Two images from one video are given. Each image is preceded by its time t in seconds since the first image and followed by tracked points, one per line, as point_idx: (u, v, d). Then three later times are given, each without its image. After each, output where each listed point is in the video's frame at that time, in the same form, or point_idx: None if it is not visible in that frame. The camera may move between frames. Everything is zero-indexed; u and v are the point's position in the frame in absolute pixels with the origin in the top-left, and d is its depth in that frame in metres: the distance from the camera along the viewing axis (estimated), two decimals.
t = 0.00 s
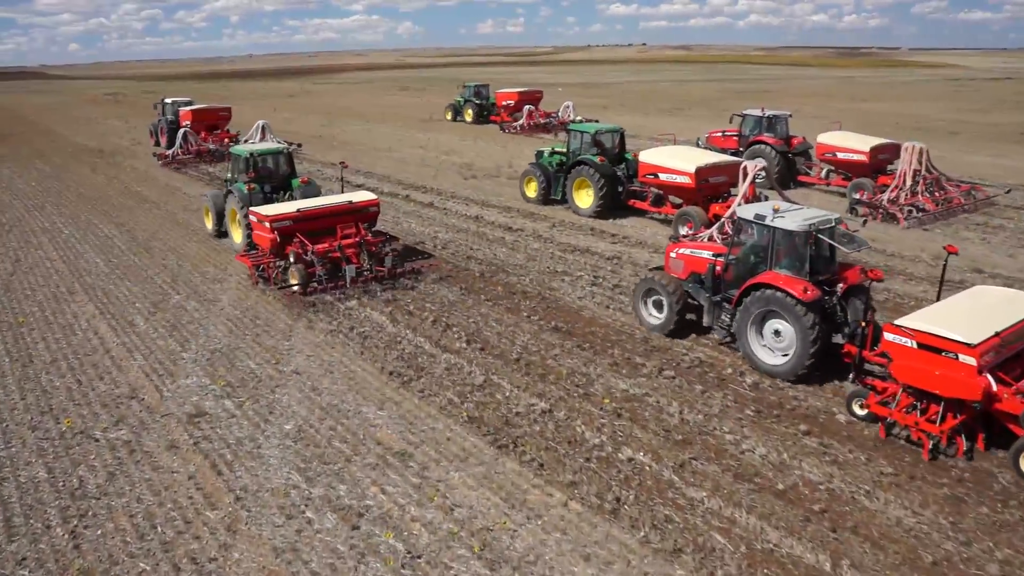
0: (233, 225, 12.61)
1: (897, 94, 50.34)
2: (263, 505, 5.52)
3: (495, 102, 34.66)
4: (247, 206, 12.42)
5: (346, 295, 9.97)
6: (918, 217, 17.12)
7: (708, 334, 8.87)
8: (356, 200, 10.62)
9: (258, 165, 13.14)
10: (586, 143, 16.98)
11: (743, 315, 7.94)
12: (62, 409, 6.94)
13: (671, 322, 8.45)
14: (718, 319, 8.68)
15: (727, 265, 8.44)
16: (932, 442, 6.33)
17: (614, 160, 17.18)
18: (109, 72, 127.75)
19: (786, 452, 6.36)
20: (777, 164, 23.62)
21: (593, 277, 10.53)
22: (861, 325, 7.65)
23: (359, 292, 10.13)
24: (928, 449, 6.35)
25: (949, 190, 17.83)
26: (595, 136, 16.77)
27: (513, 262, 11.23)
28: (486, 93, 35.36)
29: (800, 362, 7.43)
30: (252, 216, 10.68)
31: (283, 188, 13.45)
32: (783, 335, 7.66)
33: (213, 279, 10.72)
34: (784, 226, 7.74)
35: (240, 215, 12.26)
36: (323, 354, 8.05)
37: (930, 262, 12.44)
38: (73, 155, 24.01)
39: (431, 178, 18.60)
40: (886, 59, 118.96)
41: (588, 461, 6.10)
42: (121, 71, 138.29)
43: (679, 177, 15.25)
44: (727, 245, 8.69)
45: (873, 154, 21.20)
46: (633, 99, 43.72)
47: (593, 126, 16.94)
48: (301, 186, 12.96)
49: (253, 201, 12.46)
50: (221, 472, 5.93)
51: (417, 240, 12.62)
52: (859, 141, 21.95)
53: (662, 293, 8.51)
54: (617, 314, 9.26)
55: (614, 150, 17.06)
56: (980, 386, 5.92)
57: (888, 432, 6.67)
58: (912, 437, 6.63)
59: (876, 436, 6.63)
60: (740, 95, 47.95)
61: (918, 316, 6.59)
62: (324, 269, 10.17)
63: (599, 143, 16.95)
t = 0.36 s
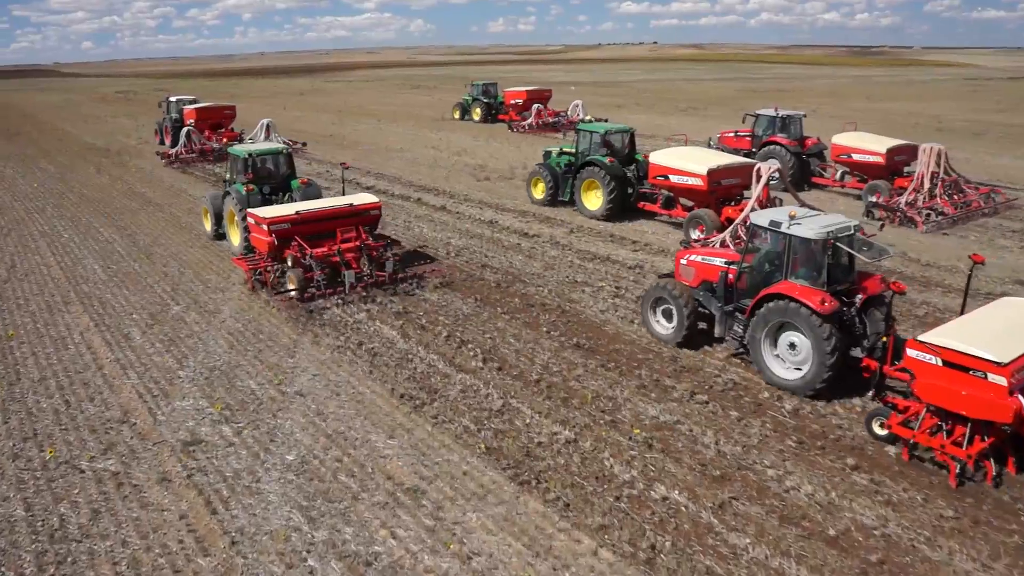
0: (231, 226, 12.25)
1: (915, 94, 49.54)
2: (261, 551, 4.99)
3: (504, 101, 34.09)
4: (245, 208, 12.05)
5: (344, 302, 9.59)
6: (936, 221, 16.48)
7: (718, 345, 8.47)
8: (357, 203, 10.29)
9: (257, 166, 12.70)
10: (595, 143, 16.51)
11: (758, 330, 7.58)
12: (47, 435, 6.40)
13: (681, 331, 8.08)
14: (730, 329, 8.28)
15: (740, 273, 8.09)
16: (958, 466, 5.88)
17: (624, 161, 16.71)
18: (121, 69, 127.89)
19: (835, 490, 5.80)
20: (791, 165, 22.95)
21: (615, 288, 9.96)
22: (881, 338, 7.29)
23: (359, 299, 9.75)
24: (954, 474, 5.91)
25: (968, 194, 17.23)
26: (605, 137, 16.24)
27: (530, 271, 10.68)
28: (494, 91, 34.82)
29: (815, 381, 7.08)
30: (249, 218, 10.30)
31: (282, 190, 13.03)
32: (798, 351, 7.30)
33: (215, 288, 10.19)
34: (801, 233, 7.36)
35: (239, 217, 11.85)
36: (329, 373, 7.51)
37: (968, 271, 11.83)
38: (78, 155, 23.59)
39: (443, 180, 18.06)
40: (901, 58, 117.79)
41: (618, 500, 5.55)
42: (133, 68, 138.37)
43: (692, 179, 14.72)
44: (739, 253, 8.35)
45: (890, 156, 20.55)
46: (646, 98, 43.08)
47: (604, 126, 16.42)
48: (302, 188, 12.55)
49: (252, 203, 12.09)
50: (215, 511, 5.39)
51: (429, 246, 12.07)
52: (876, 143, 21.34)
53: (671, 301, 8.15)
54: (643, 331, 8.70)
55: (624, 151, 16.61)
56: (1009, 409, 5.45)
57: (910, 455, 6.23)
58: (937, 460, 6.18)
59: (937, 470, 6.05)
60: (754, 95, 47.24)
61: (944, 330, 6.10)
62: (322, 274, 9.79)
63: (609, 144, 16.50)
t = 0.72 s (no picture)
0: (225, 228, 11.93)
1: (930, 91, 48.82)
2: None
3: (510, 98, 33.49)
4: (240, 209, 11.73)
5: (339, 308, 9.29)
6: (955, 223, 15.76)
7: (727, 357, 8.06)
8: (352, 205, 10.04)
9: (252, 166, 12.36)
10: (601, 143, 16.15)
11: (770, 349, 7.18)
12: (22, 471, 5.84)
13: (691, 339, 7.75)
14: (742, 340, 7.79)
15: (752, 281, 7.56)
16: (987, 492, 5.43)
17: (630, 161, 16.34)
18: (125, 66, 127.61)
19: (895, 538, 5.20)
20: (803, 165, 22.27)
21: (638, 299, 9.37)
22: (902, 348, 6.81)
23: (354, 305, 9.43)
24: (983, 501, 5.46)
25: (986, 195, 16.60)
26: (611, 136, 15.84)
27: (546, 280, 10.10)
28: (499, 88, 34.23)
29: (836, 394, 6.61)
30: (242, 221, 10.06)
31: (278, 191, 12.68)
32: (815, 364, 6.85)
33: (214, 299, 9.62)
34: (816, 239, 6.84)
35: (232, 219, 11.58)
36: (333, 397, 6.93)
37: (1008, 279, 11.19)
38: (79, 154, 23.08)
39: (452, 181, 17.48)
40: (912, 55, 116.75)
41: (653, 550, 4.97)
42: (140, 65, 138.17)
43: (699, 180, 14.35)
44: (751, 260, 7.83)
45: (906, 155, 19.83)
46: (657, 95, 42.42)
47: (610, 125, 16.02)
48: (298, 188, 12.22)
49: (247, 204, 11.75)
50: (205, 564, 4.83)
51: (439, 253, 11.49)
52: (891, 141, 20.70)
53: (679, 311, 7.84)
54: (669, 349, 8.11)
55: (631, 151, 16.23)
56: None
57: (936, 478, 5.79)
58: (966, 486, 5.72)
59: (1006, 513, 5.44)
60: (767, 92, 46.59)
61: (969, 344, 5.66)
62: (317, 279, 9.52)
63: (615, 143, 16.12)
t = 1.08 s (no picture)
0: (215, 233, 11.42)
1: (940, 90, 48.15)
2: None
3: (512, 96, 32.85)
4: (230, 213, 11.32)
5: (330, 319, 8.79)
6: (971, 228, 15.01)
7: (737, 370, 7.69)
8: (346, 209, 9.62)
9: (243, 168, 11.87)
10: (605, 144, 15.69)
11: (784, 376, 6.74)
12: None
13: (698, 357, 7.30)
14: (753, 355, 7.44)
15: (765, 292, 7.16)
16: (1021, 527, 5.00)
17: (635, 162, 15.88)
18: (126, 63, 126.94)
19: None
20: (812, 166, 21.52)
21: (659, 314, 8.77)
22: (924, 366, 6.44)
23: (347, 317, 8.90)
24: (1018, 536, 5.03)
25: (1002, 197, 15.80)
26: (615, 136, 15.36)
27: (561, 292, 9.50)
28: (501, 87, 33.63)
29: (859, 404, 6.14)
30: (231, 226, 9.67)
31: (271, 194, 12.17)
32: (831, 381, 6.43)
33: (209, 313, 9.02)
34: (835, 249, 6.43)
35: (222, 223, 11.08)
36: (334, 429, 6.33)
37: None
38: (75, 154, 22.47)
39: (458, 183, 16.86)
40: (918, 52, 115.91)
41: None
42: (142, 63, 137.58)
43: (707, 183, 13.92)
44: (763, 270, 7.44)
45: (919, 156, 19.04)
46: (664, 94, 41.74)
47: (613, 124, 15.59)
48: (291, 191, 11.70)
49: (237, 208, 11.34)
50: None
51: (447, 261, 10.90)
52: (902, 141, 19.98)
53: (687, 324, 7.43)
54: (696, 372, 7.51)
55: (636, 151, 15.77)
56: None
57: (964, 509, 5.36)
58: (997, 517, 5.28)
59: None
60: (775, 90, 45.93)
61: (997, 364, 5.19)
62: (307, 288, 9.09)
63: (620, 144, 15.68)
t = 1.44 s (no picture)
0: (203, 241, 11.04)
1: (948, 92, 47.52)
2: None
3: (513, 98, 32.20)
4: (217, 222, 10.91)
5: (318, 335, 8.32)
6: (988, 236, 14.24)
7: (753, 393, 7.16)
8: (338, 217, 9.26)
9: (231, 174, 11.36)
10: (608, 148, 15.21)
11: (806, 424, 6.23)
12: None
13: (706, 378, 6.84)
14: (766, 378, 6.95)
15: (779, 312, 6.71)
16: None
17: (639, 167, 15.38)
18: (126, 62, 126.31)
19: None
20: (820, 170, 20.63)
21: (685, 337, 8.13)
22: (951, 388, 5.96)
23: (334, 334, 8.38)
24: None
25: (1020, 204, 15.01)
26: (619, 140, 14.84)
27: (578, 311, 8.86)
28: (502, 88, 32.99)
29: (879, 405, 5.61)
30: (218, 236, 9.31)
31: (262, 201, 11.69)
32: (850, 405, 5.93)
33: (200, 333, 8.37)
34: (856, 266, 6.05)
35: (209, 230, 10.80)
36: (336, 473, 5.69)
37: None
38: (69, 156, 21.80)
39: (465, 189, 16.22)
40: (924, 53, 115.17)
41: None
42: (144, 63, 137.25)
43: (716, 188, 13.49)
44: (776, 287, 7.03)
45: (933, 159, 18.00)
46: (669, 95, 41.07)
47: (617, 128, 15.05)
48: (281, 198, 11.21)
49: (225, 216, 10.93)
50: None
51: (454, 275, 10.27)
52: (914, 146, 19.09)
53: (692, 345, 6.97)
54: (730, 405, 6.90)
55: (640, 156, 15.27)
56: None
57: (1001, 554, 4.94)
58: None
59: None
60: (781, 92, 45.27)
61: None
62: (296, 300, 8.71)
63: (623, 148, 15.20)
